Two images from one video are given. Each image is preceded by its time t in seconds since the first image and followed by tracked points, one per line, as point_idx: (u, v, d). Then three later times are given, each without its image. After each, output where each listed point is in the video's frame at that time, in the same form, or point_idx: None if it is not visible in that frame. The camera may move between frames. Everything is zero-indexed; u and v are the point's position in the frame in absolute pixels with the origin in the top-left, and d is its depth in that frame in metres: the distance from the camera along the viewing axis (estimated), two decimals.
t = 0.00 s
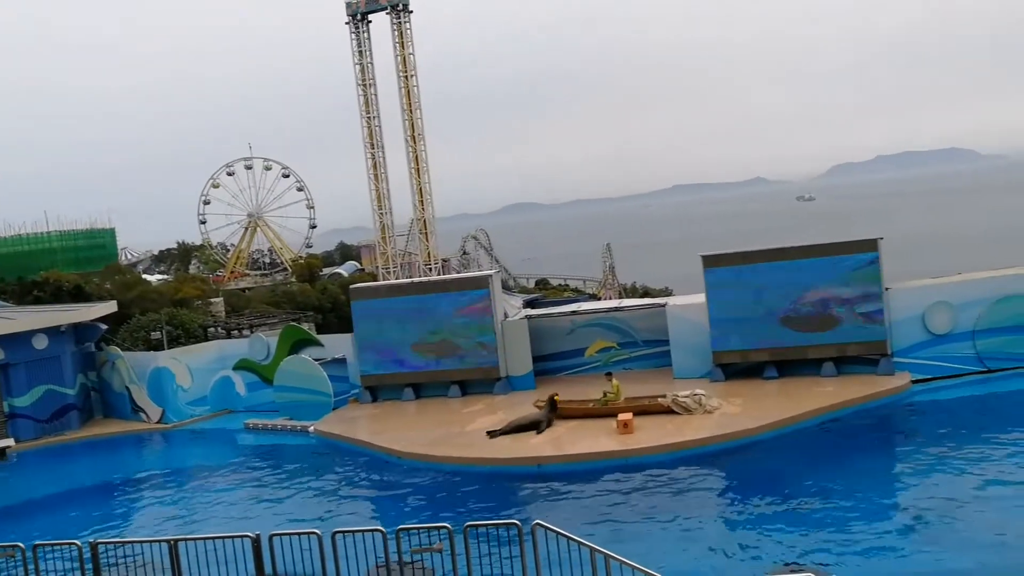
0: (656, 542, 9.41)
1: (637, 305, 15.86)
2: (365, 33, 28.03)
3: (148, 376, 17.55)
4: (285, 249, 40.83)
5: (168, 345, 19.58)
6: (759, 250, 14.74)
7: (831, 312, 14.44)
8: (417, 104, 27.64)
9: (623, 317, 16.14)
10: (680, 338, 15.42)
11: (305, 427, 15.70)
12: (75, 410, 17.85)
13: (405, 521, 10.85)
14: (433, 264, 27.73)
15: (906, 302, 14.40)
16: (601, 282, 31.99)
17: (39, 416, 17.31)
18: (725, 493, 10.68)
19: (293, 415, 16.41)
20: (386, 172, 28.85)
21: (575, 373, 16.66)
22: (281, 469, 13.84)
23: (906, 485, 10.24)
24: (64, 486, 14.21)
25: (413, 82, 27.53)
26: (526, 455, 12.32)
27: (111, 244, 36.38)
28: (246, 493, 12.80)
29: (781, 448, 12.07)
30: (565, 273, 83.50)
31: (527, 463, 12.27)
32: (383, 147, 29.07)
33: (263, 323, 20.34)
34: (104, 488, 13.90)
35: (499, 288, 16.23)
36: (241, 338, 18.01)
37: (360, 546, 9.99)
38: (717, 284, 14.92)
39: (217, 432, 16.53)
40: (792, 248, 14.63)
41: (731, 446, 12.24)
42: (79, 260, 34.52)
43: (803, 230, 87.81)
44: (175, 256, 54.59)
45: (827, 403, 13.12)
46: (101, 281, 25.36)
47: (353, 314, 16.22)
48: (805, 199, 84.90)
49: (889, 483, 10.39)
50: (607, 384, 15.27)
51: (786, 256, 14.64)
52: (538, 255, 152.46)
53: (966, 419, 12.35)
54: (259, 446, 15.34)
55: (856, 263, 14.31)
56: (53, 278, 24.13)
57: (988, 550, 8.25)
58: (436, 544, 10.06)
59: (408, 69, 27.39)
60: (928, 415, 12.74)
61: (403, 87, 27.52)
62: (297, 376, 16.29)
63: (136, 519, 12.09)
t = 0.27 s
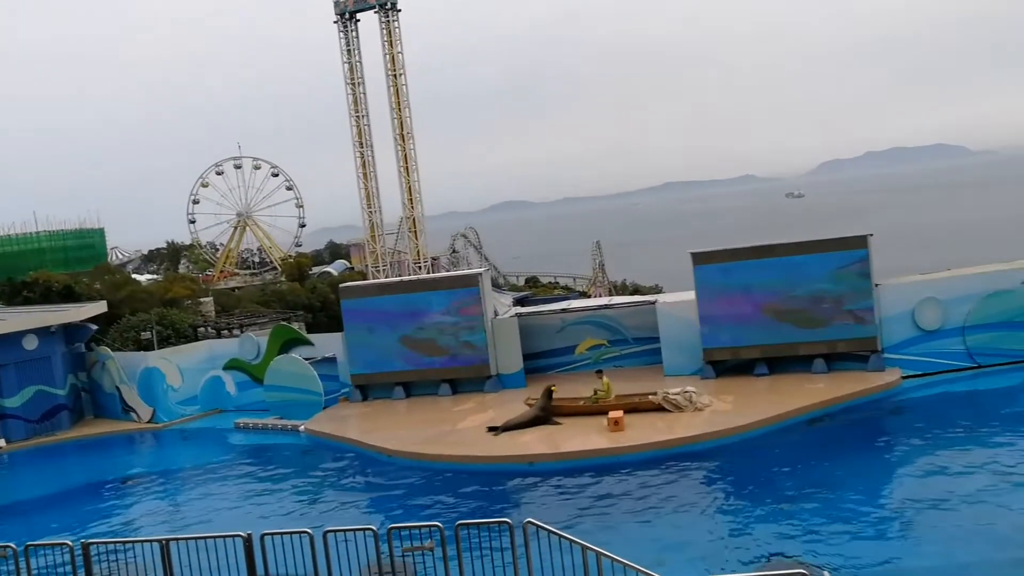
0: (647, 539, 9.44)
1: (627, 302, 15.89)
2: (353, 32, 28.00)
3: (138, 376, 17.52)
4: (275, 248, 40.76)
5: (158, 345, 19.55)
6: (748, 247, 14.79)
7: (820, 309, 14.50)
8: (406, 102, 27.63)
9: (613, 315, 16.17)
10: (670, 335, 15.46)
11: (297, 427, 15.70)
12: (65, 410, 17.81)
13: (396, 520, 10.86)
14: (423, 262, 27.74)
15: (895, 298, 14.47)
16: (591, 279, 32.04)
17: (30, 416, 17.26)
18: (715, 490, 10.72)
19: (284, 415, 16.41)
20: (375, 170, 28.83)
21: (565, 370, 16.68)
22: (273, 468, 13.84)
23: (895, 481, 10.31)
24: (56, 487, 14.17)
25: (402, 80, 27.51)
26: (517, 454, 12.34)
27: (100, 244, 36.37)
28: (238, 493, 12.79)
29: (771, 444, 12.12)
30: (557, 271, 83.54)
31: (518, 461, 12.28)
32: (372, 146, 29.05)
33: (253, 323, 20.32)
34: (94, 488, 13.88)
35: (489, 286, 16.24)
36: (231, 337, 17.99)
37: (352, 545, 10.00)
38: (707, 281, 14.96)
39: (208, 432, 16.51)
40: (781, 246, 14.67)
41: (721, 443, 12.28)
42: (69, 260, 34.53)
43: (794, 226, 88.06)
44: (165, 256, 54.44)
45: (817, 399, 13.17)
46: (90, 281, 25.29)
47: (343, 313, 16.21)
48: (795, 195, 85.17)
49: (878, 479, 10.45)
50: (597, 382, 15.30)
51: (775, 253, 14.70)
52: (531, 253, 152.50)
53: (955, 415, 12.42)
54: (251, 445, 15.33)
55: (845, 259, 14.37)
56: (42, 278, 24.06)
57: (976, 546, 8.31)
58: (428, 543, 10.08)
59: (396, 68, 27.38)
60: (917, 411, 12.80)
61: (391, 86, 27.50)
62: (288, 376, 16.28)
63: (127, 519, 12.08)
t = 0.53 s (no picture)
0: (644, 543, 9.43)
1: (623, 305, 15.90)
2: (348, 36, 28.03)
3: (133, 381, 17.49)
4: (270, 252, 40.73)
5: (153, 350, 19.51)
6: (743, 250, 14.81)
7: (815, 311, 14.52)
8: (401, 106, 27.65)
9: (608, 318, 16.18)
10: (666, 338, 15.47)
11: (292, 431, 15.67)
12: (60, 415, 17.77)
13: (392, 525, 10.83)
14: (419, 266, 27.73)
15: (890, 300, 14.49)
16: (586, 283, 32.06)
17: (25, 422, 17.20)
18: (712, 493, 10.71)
19: (279, 419, 16.38)
20: (370, 174, 28.84)
21: (561, 374, 16.68)
22: (268, 473, 13.80)
23: (892, 484, 10.31)
24: (51, 493, 14.11)
25: (397, 84, 27.53)
26: (513, 457, 12.32)
27: (95, 248, 36.43)
28: (234, 498, 12.75)
29: (768, 447, 12.12)
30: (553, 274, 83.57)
31: (514, 465, 12.27)
32: (367, 149, 29.05)
33: (249, 327, 20.30)
34: (89, 494, 13.83)
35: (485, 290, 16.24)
36: (227, 342, 17.96)
37: (348, 550, 9.97)
38: (702, 284, 14.98)
39: (204, 437, 16.48)
40: (777, 248, 14.69)
41: (717, 446, 12.28)
42: (64, 265, 34.56)
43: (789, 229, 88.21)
44: (160, 261, 54.38)
45: (813, 402, 13.18)
46: (85, 286, 25.25)
47: (339, 317, 16.20)
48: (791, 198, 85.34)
49: (875, 481, 10.46)
50: (593, 385, 15.29)
51: (770, 256, 14.71)
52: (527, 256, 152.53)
53: (950, 417, 12.44)
54: (246, 450, 15.29)
55: (840, 262, 14.39)
56: (37, 283, 24.02)
57: (973, 548, 8.30)
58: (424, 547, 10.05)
59: (391, 71, 27.39)
60: (914, 413, 12.81)
61: (386, 90, 27.50)
62: (283, 380, 16.26)
63: (122, 525, 12.03)
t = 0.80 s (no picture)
0: (644, 544, 9.45)
1: (621, 306, 15.92)
2: (346, 37, 28.05)
3: (133, 383, 17.51)
4: (269, 253, 40.75)
5: (153, 352, 19.53)
6: (742, 251, 14.84)
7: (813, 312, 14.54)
8: (399, 107, 27.67)
9: (607, 319, 16.20)
10: (665, 339, 15.50)
11: (292, 433, 15.70)
12: (59, 417, 17.79)
13: (392, 525, 10.85)
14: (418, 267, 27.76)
15: (889, 301, 14.52)
16: (585, 283, 32.09)
17: (24, 423, 17.22)
18: (711, 493, 10.75)
19: (279, 421, 16.41)
20: (369, 175, 28.86)
21: (560, 375, 16.71)
22: (268, 475, 13.82)
23: (891, 484, 10.34)
24: (51, 495, 14.12)
25: (395, 86, 27.56)
26: (512, 458, 12.34)
27: (94, 249, 36.49)
28: (233, 499, 12.77)
29: (766, 448, 12.15)
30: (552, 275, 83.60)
31: (514, 466, 12.29)
32: (365, 151, 29.08)
33: (248, 329, 20.31)
34: (89, 495, 13.85)
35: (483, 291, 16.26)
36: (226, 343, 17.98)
37: (348, 551, 10.00)
38: (701, 285, 15.00)
39: (204, 438, 16.50)
40: (775, 249, 14.71)
41: (716, 447, 12.31)
42: (63, 266, 34.61)
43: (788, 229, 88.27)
44: (159, 262, 54.39)
45: (812, 402, 13.21)
46: (84, 287, 25.26)
47: (338, 319, 16.22)
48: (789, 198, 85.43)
49: (873, 482, 10.49)
50: (592, 386, 15.32)
51: (769, 257, 14.73)
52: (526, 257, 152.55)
53: (949, 417, 12.46)
54: (246, 451, 15.31)
55: (838, 262, 14.41)
56: (37, 285, 24.03)
57: (972, 549, 8.32)
58: (424, 548, 10.07)
59: (390, 73, 27.41)
60: (912, 413, 12.84)
61: (385, 91, 27.53)
62: (283, 381, 16.29)
63: (123, 526, 12.04)
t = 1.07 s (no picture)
0: (644, 547, 9.43)
1: (620, 310, 15.92)
2: (344, 41, 28.05)
3: (131, 387, 17.47)
4: (267, 257, 40.71)
5: (150, 356, 19.49)
6: (740, 254, 14.83)
7: (812, 315, 14.54)
8: (397, 111, 27.67)
9: (606, 322, 16.20)
10: (663, 343, 15.49)
11: (290, 437, 15.66)
12: (57, 422, 17.74)
13: (391, 530, 10.82)
14: (416, 271, 27.75)
15: (887, 304, 14.51)
16: (584, 287, 32.09)
17: (22, 428, 17.17)
18: (711, 497, 10.73)
19: (277, 425, 16.37)
20: (367, 179, 28.85)
21: (559, 378, 16.70)
22: (267, 479, 13.78)
23: (891, 487, 10.33)
24: (49, 500, 14.05)
25: (393, 89, 27.56)
26: (511, 462, 12.32)
27: (92, 254, 36.49)
28: (232, 504, 12.72)
29: (766, 451, 12.13)
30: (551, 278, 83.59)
31: (513, 470, 12.26)
32: (363, 154, 29.07)
33: (246, 333, 20.28)
34: (87, 500, 13.80)
35: (482, 294, 16.25)
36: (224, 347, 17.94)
37: (346, 555, 9.95)
38: (700, 288, 15.00)
39: (202, 442, 16.46)
40: (773, 252, 14.70)
41: (716, 450, 12.29)
42: (61, 270, 34.58)
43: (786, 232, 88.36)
44: (157, 266, 54.35)
45: (811, 405, 13.19)
46: (82, 292, 25.23)
47: (336, 323, 16.19)
48: (786, 202, 85.59)
49: (874, 484, 10.48)
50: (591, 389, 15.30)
51: (767, 260, 14.72)
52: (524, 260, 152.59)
53: (948, 420, 12.46)
54: (244, 456, 15.27)
55: (837, 265, 14.41)
56: (34, 289, 23.99)
57: (973, 552, 8.30)
58: (423, 552, 10.05)
59: (387, 76, 27.41)
60: (911, 416, 12.84)
61: (382, 95, 27.53)
62: (281, 385, 16.26)
63: (121, 531, 12.00)
